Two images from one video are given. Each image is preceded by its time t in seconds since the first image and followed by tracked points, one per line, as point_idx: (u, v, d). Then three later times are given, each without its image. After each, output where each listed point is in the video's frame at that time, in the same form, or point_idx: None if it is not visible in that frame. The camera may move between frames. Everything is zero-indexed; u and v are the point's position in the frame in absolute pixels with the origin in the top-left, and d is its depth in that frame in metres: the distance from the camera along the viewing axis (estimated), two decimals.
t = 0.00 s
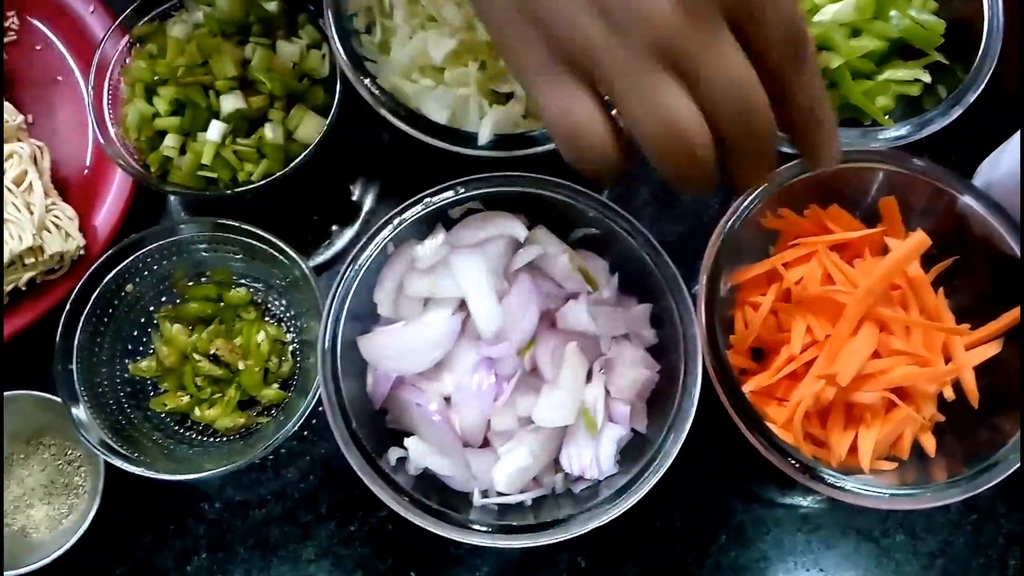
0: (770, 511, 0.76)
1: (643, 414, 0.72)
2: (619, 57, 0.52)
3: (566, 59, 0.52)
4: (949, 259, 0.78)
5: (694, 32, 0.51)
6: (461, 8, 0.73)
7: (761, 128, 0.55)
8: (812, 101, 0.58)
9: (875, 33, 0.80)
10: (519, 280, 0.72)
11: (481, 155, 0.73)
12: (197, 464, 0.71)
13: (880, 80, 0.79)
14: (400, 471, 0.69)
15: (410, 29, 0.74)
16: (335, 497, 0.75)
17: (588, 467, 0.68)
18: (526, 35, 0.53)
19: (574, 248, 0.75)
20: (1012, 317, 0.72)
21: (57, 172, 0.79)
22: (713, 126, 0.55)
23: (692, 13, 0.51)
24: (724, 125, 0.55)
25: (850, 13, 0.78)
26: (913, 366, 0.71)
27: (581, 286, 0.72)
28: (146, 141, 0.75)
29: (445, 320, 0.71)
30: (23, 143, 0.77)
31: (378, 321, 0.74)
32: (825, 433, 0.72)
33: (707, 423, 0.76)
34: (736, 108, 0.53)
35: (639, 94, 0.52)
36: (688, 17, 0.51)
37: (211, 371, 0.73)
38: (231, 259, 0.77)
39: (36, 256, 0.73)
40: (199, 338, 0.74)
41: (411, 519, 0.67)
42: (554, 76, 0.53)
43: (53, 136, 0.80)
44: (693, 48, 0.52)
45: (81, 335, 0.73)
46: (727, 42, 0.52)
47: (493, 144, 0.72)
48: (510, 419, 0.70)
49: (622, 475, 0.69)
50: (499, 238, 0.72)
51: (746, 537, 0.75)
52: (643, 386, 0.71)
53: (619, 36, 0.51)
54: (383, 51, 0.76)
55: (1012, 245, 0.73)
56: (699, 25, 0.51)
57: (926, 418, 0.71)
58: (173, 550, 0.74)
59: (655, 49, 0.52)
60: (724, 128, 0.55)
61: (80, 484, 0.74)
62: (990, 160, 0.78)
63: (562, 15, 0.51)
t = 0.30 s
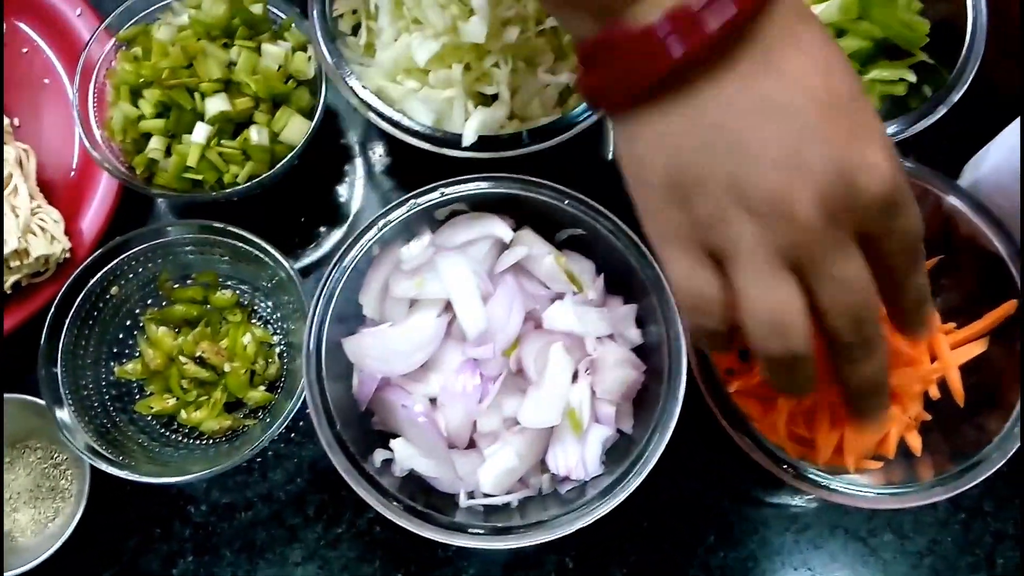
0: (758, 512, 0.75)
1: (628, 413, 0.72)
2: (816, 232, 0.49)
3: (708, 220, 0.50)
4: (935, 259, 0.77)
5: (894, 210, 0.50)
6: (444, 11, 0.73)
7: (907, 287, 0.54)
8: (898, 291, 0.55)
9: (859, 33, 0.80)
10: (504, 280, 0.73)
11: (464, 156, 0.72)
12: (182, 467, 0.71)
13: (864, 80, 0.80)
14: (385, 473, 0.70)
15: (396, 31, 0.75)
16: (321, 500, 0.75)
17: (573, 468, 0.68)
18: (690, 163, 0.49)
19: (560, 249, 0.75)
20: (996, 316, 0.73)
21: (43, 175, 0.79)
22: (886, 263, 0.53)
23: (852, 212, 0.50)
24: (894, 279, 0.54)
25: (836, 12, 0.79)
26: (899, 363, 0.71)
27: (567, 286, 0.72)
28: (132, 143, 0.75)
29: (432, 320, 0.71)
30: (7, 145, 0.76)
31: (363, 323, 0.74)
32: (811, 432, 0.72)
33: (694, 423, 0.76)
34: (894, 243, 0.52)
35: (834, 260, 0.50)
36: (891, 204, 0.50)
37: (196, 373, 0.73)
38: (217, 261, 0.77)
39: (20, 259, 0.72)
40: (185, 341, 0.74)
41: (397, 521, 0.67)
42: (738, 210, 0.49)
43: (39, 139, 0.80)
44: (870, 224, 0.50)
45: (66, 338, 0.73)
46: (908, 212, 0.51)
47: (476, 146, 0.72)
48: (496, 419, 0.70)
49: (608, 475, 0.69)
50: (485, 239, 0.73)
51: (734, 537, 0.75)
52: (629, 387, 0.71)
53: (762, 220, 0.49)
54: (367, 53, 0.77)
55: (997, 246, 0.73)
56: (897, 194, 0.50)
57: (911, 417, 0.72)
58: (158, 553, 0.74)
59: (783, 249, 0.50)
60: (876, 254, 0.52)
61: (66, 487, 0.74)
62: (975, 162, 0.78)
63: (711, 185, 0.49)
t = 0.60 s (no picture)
0: (746, 513, 0.75)
1: (614, 415, 0.72)
2: (654, 257, 0.38)
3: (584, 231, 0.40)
4: (920, 259, 0.78)
5: (732, 234, 0.37)
6: (428, 13, 0.73)
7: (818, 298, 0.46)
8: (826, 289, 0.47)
9: (845, 35, 0.80)
10: (490, 283, 0.73)
11: (449, 158, 0.73)
12: (167, 472, 0.71)
13: (849, 81, 0.80)
14: (371, 476, 0.69)
15: (381, 34, 0.75)
16: (308, 503, 0.75)
17: (559, 470, 0.68)
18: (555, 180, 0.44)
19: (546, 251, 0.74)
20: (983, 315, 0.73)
21: (29, 179, 0.79)
22: (793, 292, 0.44)
23: (742, 227, 0.37)
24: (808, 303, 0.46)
25: (821, 14, 0.79)
26: (889, 363, 0.71)
27: (553, 288, 0.72)
28: (118, 147, 0.75)
29: (416, 323, 0.71)
30: None
31: (348, 326, 0.74)
32: (797, 433, 0.72)
33: (680, 424, 0.76)
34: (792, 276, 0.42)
35: (707, 292, 0.42)
36: (741, 217, 0.37)
37: (182, 377, 0.73)
38: (203, 265, 0.77)
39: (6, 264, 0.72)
40: (171, 345, 0.74)
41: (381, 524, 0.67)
42: (604, 228, 0.39)
43: (26, 144, 0.80)
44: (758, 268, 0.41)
45: (51, 342, 0.73)
46: (773, 215, 0.39)
47: (460, 148, 0.72)
48: (481, 421, 0.70)
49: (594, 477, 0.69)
50: (471, 242, 0.73)
51: (722, 539, 0.75)
52: (614, 389, 0.71)
53: (616, 256, 0.40)
54: (353, 56, 0.77)
55: (981, 247, 0.73)
56: (724, 213, 0.36)
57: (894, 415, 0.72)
58: (145, 558, 0.74)
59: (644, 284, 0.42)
60: (770, 294, 0.44)
61: (52, 492, 0.74)
62: (960, 163, 0.78)
63: (573, 204, 0.40)
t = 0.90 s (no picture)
0: (734, 515, 0.75)
1: (600, 418, 0.72)
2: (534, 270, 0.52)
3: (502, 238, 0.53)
4: (907, 260, 0.78)
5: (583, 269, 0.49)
6: (412, 18, 0.74)
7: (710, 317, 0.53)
8: (743, 304, 0.54)
9: (828, 37, 0.80)
10: (475, 287, 0.72)
11: (433, 162, 0.72)
12: (153, 477, 0.71)
13: (834, 83, 0.80)
14: (355, 481, 0.69)
15: (365, 39, 0.75)
16: (294, 508, 0.74)
17: (545, 474, 0.69)
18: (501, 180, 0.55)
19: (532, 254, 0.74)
20: (969, 316, 0.73)
21: (15, 185, 0.79)
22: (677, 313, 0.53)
23: (590, 257, 0.49)
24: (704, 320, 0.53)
25: (806, 17, 0.79)
26: (876, 367, 0.71)
27: (539, 292, 0.72)
28: (102, 152, 0.75)
29: (401, 327, 0.71)
30: None
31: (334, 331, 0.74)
32: (784, 435, 0.72)
33: (666, 427, 0.76)
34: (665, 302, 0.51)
35: (604, 302, 0.53)
36: (588, 252, 0.48)
37: (168, 383, 0.73)
38: (188, 270, 0.77)
39: None
40: (157, 350, 0.74)
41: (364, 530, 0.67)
42: (506, 237, 0.52)
43: (12, 149, 0.80)
44: (621, 289, 0.51)
45: (37, 347, 0.73)
46: (634, 250, 0.49)
47: (448, 152, 0.72)
48: (466, 426, 0.70)
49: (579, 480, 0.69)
50: (456, 246, 0.73)
51: (710, 542, 0.74)
52: (600, 392, 0.71)
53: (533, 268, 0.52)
54: (337, 61, 0.77)
55: (965, 247, 0.74)
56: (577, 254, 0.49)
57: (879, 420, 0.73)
58: (131, 563, 0.73)
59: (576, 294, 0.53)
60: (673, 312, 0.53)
61: (37, 498, 0.73)
62: (945, 164, 0.78)
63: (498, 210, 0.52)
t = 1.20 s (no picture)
0: (723, 519, 0.75)
1: (585, 423, 0.72)
2: (694, 261, 0.45)
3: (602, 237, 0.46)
4: (893, 263, 0.78)
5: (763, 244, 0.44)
6: (397, 24, 0.74)
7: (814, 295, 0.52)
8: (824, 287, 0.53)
9: (815, 41, 0.80)
10: (461, 292, 0.73)
11: (419, 167, 0.73)
12: (139, 485, 0.71)
13: (822, 87, 0.80)
14: (340, 489, 0.70)
15: (351, 44, 0.75)
16: (282, 515, 0.74)
17: (531, 479, 0.68)
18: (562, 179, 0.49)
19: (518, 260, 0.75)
20: (952, 319, 0.73)
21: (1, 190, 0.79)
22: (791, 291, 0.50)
23: (766, 231, 0.43)
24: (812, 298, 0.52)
25: (791, 21, 0.78)
26: (862, 371, 0.71)
27: (525, 298, 0.73)
28: (88, 159, 0.75)
29: (387, 333, 0.71)
30: None
31: (320, 338, 0.74)
32: (769, 439, 0.72)
33: (653, 432, 0.76)
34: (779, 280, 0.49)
35: (712, 294, 0.49)
36: (762, 225, 0.43)
37: (155, 389, 0.73)
38: (176, 277, 0.77)
39: None
40: (143, 356, 0.74)
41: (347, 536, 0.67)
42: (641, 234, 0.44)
43: None
44: (759, 269, 0.46)
45: (23, 353, 0.73)
46: (788, 220, 0.46)
47: (432, 158, 0.72)
48: (452, 432, 0.70)
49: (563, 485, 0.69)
50: (441, 251, 0.73)
51: (699, 546, 0.74)
52: (585, 397, 0.72)
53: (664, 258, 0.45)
54: (323, 67, 0.77)
55: (950, 250, 0.74)
56: (770, 223, 0.43)
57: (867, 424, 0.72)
58: (118, 570, 0.73)
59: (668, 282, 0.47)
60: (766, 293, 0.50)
61: (24, 505, 0.74)
62: (932, 167, 0.78)
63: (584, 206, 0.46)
